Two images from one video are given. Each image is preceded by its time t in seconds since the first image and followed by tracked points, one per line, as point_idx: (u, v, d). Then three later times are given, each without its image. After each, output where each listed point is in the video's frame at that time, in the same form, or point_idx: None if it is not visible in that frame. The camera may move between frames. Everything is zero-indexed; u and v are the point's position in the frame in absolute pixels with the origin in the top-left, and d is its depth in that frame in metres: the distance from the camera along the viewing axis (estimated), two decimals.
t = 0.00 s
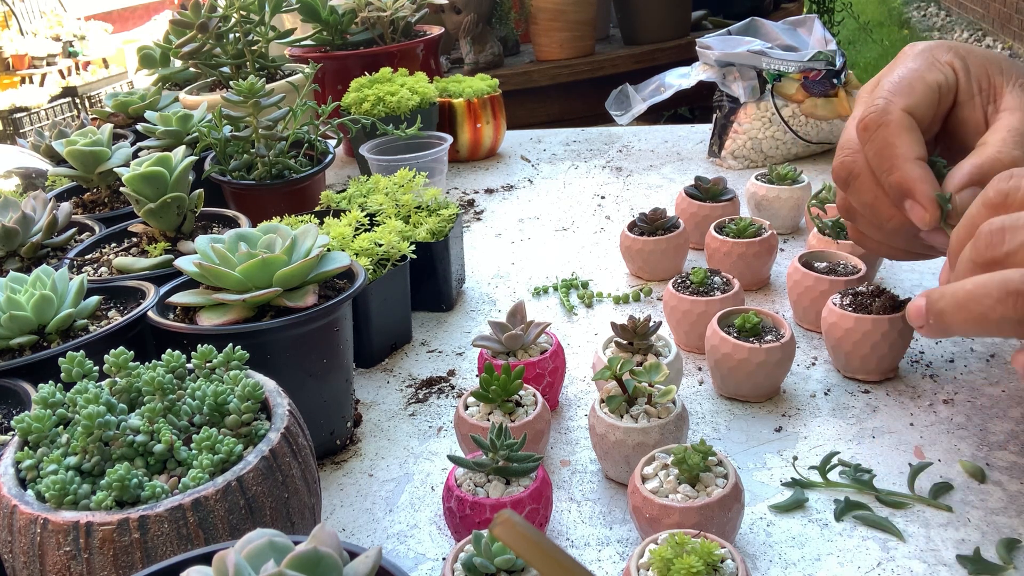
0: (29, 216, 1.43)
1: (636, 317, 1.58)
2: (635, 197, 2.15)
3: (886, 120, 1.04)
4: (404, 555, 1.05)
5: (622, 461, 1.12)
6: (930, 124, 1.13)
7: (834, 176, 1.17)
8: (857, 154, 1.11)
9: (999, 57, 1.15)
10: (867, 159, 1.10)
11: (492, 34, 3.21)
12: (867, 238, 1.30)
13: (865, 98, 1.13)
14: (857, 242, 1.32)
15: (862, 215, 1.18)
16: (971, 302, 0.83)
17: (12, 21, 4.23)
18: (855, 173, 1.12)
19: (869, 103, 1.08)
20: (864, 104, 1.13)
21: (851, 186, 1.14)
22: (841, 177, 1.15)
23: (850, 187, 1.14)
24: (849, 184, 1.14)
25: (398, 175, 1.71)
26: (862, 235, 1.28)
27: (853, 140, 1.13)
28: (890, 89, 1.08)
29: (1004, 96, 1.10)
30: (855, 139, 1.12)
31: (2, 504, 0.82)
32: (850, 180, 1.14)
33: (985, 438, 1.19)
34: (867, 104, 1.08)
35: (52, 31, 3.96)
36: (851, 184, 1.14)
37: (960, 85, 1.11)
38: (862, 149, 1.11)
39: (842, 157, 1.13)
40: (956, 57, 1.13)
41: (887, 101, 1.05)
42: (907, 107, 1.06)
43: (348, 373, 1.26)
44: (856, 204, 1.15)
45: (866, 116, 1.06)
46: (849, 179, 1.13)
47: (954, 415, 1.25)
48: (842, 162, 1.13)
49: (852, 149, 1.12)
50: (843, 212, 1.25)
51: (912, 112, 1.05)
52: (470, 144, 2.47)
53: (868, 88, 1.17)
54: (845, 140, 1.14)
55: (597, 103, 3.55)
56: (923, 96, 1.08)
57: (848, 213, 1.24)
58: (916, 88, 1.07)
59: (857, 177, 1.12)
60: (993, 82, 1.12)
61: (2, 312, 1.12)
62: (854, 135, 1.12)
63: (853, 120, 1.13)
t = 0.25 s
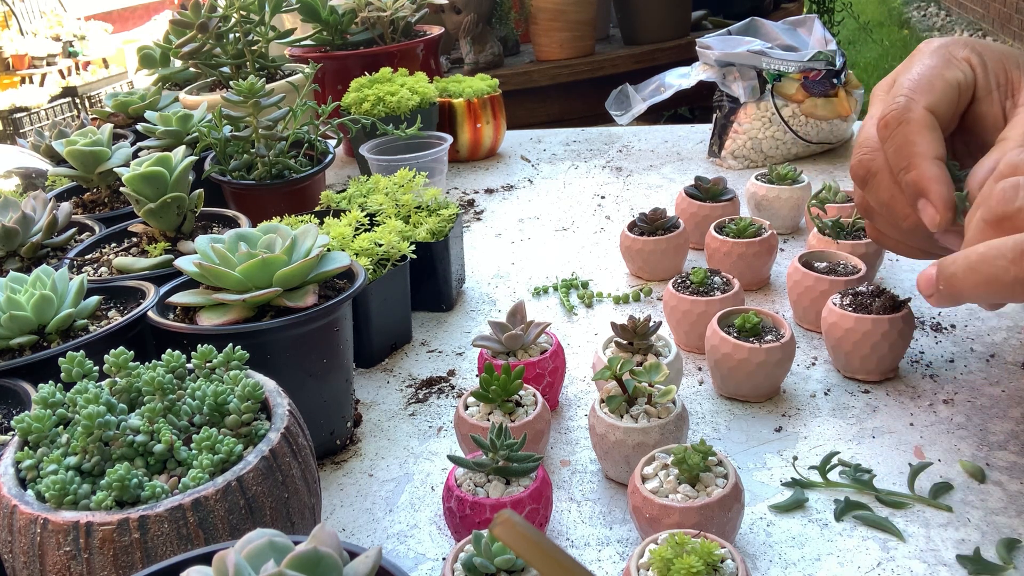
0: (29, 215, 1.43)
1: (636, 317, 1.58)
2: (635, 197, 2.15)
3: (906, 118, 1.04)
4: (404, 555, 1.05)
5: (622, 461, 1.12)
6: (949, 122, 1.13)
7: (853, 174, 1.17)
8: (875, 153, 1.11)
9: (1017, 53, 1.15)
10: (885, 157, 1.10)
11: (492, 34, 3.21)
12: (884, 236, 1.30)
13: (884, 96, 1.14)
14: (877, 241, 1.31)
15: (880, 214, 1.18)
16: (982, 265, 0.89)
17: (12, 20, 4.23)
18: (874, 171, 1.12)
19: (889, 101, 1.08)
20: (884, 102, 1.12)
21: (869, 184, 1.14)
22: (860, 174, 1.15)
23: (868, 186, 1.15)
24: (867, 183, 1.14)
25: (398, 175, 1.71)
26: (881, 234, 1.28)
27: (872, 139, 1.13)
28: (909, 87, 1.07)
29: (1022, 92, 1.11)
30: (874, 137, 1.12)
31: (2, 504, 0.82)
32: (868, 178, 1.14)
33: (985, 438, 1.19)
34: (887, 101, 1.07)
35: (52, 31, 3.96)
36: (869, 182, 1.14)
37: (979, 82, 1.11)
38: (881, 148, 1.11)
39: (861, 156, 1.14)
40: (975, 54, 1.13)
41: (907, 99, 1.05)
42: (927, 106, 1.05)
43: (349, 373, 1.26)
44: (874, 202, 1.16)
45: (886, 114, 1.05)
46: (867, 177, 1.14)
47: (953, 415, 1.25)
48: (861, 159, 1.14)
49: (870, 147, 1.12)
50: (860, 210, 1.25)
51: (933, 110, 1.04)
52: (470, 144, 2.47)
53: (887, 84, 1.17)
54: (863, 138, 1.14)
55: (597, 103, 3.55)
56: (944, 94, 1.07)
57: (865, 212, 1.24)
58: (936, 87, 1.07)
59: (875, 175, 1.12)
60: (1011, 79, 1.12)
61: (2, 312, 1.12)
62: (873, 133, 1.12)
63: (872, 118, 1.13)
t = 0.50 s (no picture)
0: (29, 216, 1.43)
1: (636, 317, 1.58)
2: (635, 197, 2.15)
3: (911, 124, 1.04)
4: (404, 555, 1.05)
5: (622, 461, 1.12)
6: (952, 126, 1.13)
7: (858, 181, 1.16)
8: (881, 158, 1.11)
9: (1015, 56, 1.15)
10: (892, 162, 1.09)
11: (492, 33, 3.21)
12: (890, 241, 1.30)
13: (886, 102, 1.13)
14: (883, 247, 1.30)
15: (889, 218, 1.18)
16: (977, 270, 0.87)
17: (12, 20, 4.23)
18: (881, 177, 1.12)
19: (892, 107, 1.08)
20: (886, 107, 1.12)
21: (876, 190, 1.14)
22: (866, 181, 1.14)
23: (875, 191, 1.14)
24: (874, 188, 1.14)
25: (398, 175, 1.71)
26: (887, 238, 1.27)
27: (876, 145, 1.12)
28: (911, 93, 1.07)
29: None
30: (878, 143, 1.12)
31: (2, 504, 0.82)
32: (875, 184, 1.13)
33: (985, 438, 1.19)
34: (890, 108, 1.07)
35: (52, 31, 3.96)
36: (876, 188, 1.14)
37: (981, 86, 1.11)
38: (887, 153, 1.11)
39: (866, 162, 1.13)
40: (975, 58, 1.13)
41: (909, 105, 1.05)
42: (931, 110, 1.05)
43: (349, 373, 1.26)
44: (883, 207, 1.15)
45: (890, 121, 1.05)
46: (874, 183, 1.13)
47: (953, 415, 1.25)
48: (866, 166, 1.13)
49: (876, 153, 1.12)
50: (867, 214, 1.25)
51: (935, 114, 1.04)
52: (470, 144, 2.47)
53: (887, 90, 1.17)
54: (867, 145, 1.14)
55: (597, 103, 3.55)
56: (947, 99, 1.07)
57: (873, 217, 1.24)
58: (938, 92, 1.07)
59: (882, 180, 1.12)
60: (1013, 83, 1.12)
61: (2, 313, 1.12)
62: (876, 139, 1.12)
63: (875, 124, 1.13)
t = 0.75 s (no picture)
0: (29, 216, 1.43)
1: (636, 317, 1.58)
2: (635, 197, 2.15)
3: (911, 118, 1.03)
4: (404, 555, 1.05)
5: (622, 461, 1.12)
6: (954, 123, 1.13)
7: (863, 179, 1.17)
8: (884, 155, 1.11)
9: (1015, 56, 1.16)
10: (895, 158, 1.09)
11: (492, 33, 3.21)
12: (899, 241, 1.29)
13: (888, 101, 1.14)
14: (891, 246, 1.29)
15: (896, 215, 1.17)
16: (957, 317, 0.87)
17: (12, 21, 4.23)
18: (885, 173, 1.11)
19: (892, 104, 1.08)
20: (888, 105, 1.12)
21: (881, 187, 1.14)
22: (871, 179, 1.14)
23: (881, 188, 1.14)
24: (879, 186, 1.14)
25: (398, 175, 1.71)
26: (895, 237, 1.26)
27: (878, 142, 1.13)
28: (911, 89, 1.08)
29: None
30: (881, 141, 1.12)
31: (2, 504, 0.82)
32: (880, 181, 1.13)
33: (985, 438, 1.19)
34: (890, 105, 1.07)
35: (52, 31, 3.96)
36: (881, 185, 1.13)
37: (981, 85, 1.11)
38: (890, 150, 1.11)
39: (869, 160, 1.13)
40: (975, 57, 1.13)
41: (910, 100, 1.05)
42: (930, 104, 1.05)
43: (348, 373, 1.26)
44: (889, 204, 1.14)
45: (890, 116, 1.05)
46: (879, 180, 1.13)
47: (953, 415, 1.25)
48: (870, 164, 1.13)
49: (879, 151, 1.12)
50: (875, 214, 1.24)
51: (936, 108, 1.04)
52: (470, 144, 2.47)
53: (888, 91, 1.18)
54: (870, 143, 1.14)
55: (597, 103, 3.55)
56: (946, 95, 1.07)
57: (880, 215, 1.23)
58: (938, 87, 1.07)
59: (886, 177, 1.12)
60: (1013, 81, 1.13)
61: (2, 313, 1.12)
62: (879, 137, 1.12)
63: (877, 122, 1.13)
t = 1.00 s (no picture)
0: (29, 216, 1.43)
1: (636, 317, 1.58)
2: (635, 197, 2.15)
3: (890, 120, 1.05)
4: (404, 555, 1.05)
5: (622, 461, 1.12)
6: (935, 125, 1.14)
7: (845, 180, 1.20)
8: (864, 157, 1.14)
9: (1000, 57, 1.16)
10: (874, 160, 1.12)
11: (492, 33, 3.21)
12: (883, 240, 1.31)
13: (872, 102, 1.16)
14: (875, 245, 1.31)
15: (875, 216, 1.20)
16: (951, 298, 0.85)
17: (12, 20, 4.23)
18: (866, 175, 1.14)
19: (874, 105, 1.10)
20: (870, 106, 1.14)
21: (861, 188, 1.16)
22: (852, 180, 1.17)
23: (861, 189, 1.16)
24: (859, 186, 1.16)
25: (398, 175, 1.71)
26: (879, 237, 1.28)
27: (860, 144, 1.15)
28: (893, 91, 1.10)
29: (1004, 93, 1.11)
30: (863, 143, 1.15)
31: (1, 504, 0.82)
32: (860, 182, 1.16)
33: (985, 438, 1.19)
34: (871, 107, 1.10)
35: (52, 31, 3.96)
36: (861, 186, 1.16)
37: (962, 87, 1.12)
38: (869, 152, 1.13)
39: (850, 160, 1.16)
40: (957, 59, 1.15)
41: (891, 104, 1.07)
42: (910, 108, 1.07)
43: (348, 373, 1.26)
44: (868, 205, 1.17)
45: (870, 118, 1.08)
46: (859, 181, 1.16)
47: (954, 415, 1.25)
48: (851, 165, 1.16)
49: (860, 152, 1.15)
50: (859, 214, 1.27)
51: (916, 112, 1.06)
52: (470, 144, 2.47)
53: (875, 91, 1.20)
54: (853, 144, 1.17)
55: (597, 103, 3.55)
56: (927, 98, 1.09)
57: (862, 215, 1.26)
58: (919, 90, 1.09)
59: (866, 178, 1.14)
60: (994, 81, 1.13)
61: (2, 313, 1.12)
62: (861, 138, 1.15)
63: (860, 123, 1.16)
